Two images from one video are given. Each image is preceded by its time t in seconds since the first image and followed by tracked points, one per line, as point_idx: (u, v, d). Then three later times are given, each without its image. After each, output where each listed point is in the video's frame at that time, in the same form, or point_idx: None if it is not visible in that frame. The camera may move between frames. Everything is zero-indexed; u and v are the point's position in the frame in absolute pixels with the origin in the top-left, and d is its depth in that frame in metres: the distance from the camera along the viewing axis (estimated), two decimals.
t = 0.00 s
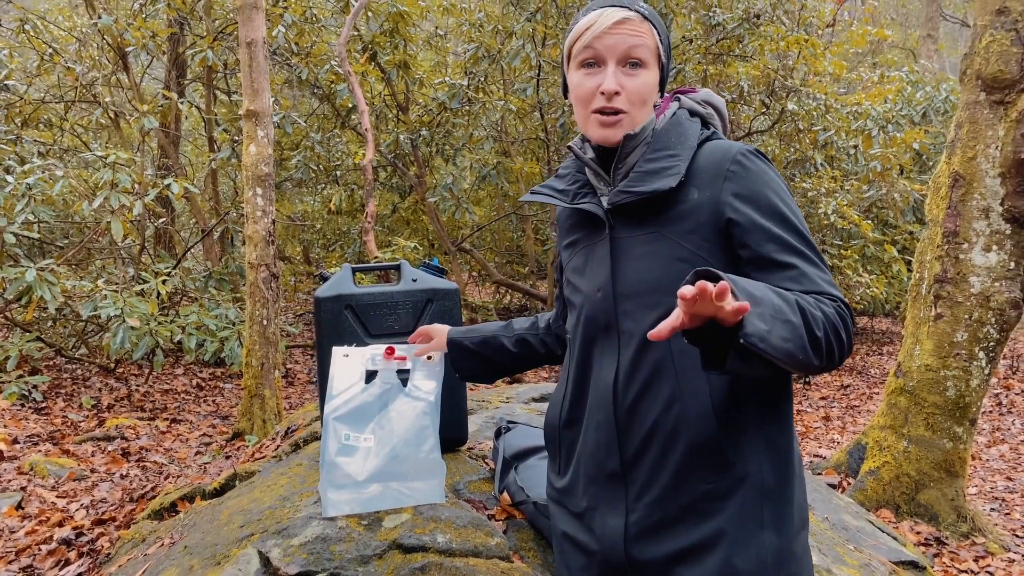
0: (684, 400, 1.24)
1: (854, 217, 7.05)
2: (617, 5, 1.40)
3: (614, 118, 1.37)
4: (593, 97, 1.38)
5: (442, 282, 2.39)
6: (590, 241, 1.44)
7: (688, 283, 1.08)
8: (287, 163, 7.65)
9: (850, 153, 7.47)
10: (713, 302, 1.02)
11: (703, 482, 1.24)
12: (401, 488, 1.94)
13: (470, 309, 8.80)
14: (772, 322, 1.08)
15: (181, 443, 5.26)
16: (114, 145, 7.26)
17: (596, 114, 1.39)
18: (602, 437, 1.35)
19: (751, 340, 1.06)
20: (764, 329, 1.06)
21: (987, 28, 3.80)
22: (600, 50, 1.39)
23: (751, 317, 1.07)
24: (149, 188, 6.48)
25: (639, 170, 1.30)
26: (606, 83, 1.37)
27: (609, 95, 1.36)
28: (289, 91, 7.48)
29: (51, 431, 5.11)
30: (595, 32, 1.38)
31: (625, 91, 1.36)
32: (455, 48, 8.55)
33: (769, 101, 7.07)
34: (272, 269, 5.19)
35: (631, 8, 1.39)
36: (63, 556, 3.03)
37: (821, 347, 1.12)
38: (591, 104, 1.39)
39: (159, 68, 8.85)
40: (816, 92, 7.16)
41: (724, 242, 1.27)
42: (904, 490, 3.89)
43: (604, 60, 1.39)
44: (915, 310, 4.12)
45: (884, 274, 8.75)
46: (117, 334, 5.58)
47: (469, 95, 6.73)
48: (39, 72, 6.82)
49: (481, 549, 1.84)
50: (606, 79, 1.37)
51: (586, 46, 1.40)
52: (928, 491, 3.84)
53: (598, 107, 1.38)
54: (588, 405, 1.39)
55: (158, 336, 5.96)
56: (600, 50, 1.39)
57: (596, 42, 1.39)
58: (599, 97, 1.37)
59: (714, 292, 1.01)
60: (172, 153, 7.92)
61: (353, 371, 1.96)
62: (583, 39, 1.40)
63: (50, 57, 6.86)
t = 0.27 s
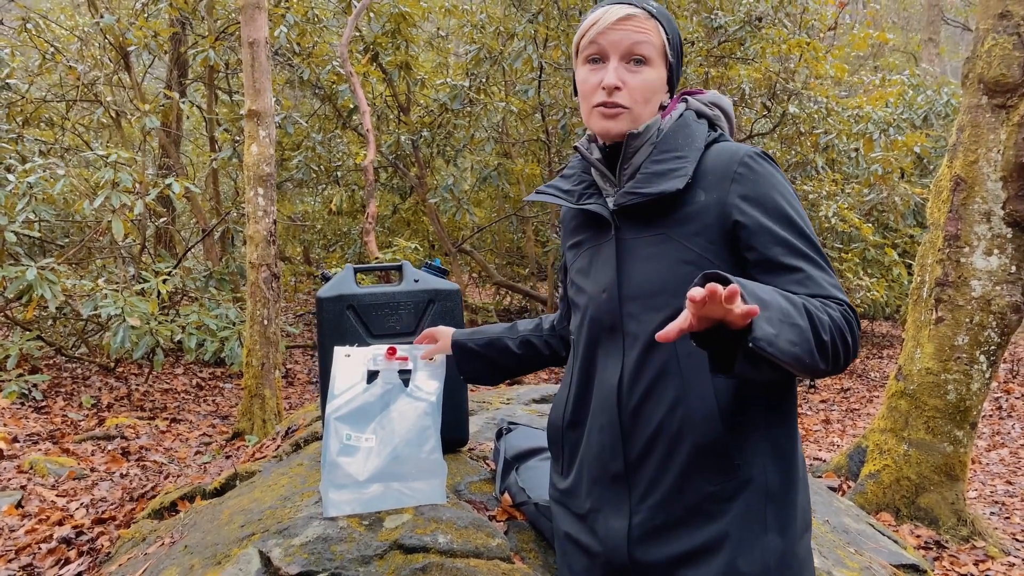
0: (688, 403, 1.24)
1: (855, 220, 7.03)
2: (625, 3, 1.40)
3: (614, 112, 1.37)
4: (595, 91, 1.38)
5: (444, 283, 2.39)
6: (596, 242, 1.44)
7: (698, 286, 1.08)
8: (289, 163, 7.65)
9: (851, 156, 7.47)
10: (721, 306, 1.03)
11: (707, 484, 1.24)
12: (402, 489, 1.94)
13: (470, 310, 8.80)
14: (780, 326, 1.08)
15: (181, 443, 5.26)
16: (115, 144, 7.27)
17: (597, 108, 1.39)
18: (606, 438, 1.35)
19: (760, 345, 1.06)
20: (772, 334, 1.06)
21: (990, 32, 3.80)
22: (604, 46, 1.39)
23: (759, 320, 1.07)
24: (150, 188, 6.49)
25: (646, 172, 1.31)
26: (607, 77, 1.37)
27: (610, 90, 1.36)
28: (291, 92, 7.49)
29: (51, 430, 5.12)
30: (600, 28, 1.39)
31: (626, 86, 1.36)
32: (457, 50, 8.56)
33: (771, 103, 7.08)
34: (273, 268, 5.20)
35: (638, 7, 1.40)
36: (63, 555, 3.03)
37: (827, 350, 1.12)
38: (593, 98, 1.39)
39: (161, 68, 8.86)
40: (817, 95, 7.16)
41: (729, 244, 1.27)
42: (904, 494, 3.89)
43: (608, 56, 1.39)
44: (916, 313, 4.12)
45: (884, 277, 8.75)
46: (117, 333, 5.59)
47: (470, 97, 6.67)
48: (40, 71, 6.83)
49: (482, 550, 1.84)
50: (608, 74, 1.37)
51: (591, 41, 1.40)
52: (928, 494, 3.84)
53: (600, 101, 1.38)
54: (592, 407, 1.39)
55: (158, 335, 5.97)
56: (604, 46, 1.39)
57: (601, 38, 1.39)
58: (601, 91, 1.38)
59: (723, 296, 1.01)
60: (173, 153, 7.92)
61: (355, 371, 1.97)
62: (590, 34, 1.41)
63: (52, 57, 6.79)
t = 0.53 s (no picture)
0: (689, 403, 1.24)
1: (855, 222, 7.03)
2: (633, 7, 1.39)
3: (616, 120, 1.38)
4: (597, 97, 1.39)
5: (443, 283, 2.40)
6: (597, 242, 1.44)
7: (696, 287, 1.09)
8: (289, 163, 7.66)
9: (851, 158, 7.48)
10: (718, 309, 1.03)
11: (707, 485, 1.24)
12: (401, 489, 1.94)
13: (470, 311, 8.80)
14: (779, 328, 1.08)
15: (180, 442, 5.26)
16: (115, 144, 7.28)
17: (599, 114, 1.40)
18: (606, 438, 1.35)
19: (758, 347, 1.06)
20: (770, 337, 1.07)
21: (990, 35, 3.81)
22: (609, 51, 1.39)
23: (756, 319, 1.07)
24: (150, 187, 6.49)
25: (648, 173, 1.31)
26: (610, 84, 1.37)
27: (612, 97, 1.37)
28: (291, 92, 7.50)
29: (50, 429, 5.12)
30: (606, 34, 1.38)
31: (628, 94, 1.36)
32: (457, 50, 8.56)
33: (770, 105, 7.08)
34: (273, 268, 5.21)
35: (645, 12, 1.39)
36: (61, 555, 3.03)
37: (827, 352, 1.12)
38: (596, 104, 1.39)
39: (161, 67, 8.86)
40: (817, 97, 7.17)
41: (730, 245, 1.27)
42: (903, 496, 3.89)
43: (612, 62, 1.39)
44: (915, 315, 4.12)
45: (884, 279, 8.75)
46: (116, 332, 5.59)
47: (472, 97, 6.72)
48: (41, 70, 6.83)
49: (480, 551, 1.84)
50: (612, 80, 1.38)
51: (597, 46, 1.40)
52: (927, 496, 3.84)
53: (602, 107, 1.38)
54: (592, 407, 1.39)
55: (158, 335, 5.96)
56: (608, 52, 1.39)
57: (607, 43, 1.39)
58: (603, 97, 1.38)
59: (720, 299, 1.01)
60: (174, 153, 7.92)
61: (354, 372, 1.96)
62: (595, 39, 1.41)
63: (53, 56, 6.81)
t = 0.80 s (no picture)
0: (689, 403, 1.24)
1: (855, 223, 7.02)
2: (633, 6, 1.40)
3: (619, 119, 1.38)
4: (599, 96, 1.39)
5: (442, 283, 2.40)
6: (598, 242, 1.44)
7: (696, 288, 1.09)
8: (289, 163, 7.66)
9: (850, 158, 7.48)
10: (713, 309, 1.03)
11: (707, 484, 1.24)
12: (400, 490, 1.94)
13: (469, 311, 8.80)
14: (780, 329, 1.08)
15: (179, 442, 5.25)
16: (115, 143, 7.28)
17: (602, 113, 1.40)
18: (606, 437, 1.35)
19: (757, 347, 1.06)
20: (770, 336, 1.07)
21: (989, 36, 3.81)
22: (611, 49, 1.39)
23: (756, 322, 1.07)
24: (150, 186, 6.48)
25: (650, 173, 1.31)
26: (613, 82, 1.37)
27: (614, 95, 1.37)
28: (291, 91, 7.50)
29: (49, 429, 5.11)
30: (607, 32, 1.39)
31: (631, 91, 1.37)
32: (457, 50, 8.56)
33: (771, 105, 7.08)
34: (272, 268, 5.21)
35: (646, 11, 1.39)
36: (60, 554, 3.03)
37: (827, 353, 1.12)
38: (598, 103, 1.40)
39: (161, 67, 8.86)
40: (817, 98, 7.17)
41: (731, 246, 1.27)
42: (902, 497, 3.89)
43: (614, 60, 1.39)
44: (914, 316, 4.12)
45: (883, 280, 8.75)
46: (116, 332, 5.59)
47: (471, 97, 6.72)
48: (41, 69, 6.83)
49: (479, 551, 1.84)
50: (614, 79, 1.38)
51: (598, 44, 1.40)
52: (926, 497, 3.84)
53: (604, 107, 1.39)
54: (592, 407, 1.39)
55: (157, 335, 5.96)
56: (610, 50, 1.39)
57: (608, 42, 1.39)
58: (606, 97, 1.38)
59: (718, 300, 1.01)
60: (174, 152, 7.92)
61: (352, 372, 1.96)
62: (596, 38, 1.41)
63: (53, 55, 6.81)
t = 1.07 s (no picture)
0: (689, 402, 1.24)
1: (854, 222, 7.01)
2: None
3: (621, 105, 1.37)
4: (604, 82, 1.38)
5: (442, 283, 2.39)
6: (598, 242, 1.44)
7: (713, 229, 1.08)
8: (288, 162, 7.65)
9: (850, 158, 7.47)
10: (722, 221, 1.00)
11: (707, 484, 1.23)
12: (400, 490, 1.94)
13: (469, 310, 8.80)
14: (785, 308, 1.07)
15: (178, 441, 5.25)
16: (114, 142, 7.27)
17: (604, 100, 1.39)
18: (606, 436, 1.34)
19: (764, 314, 1.05)
20: (777, 308, 1.06)
21: (989, 35, 3.81)
22: (617, 38, 1.39)
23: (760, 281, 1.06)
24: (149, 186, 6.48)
25: (648, 172, 1.30)
26: (616, 69, 1.37)
27: (619, 81, 1.36)
28: (291, 91, 7.50)
29: (48, 428, 5.11)
30: (614, 21, 1.39)
31: (635, 79, 1.36)
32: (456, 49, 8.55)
33: (770, 105, 7.08)
34: (271, 267, 5.20)
35: (653, 5, 1.40)
36: (59, 554, 3.03)
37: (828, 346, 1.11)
38: (600, 89, 1.39)
39: (160, 66, 8.86)
40: (817, 97, 7.17)
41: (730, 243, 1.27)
42: (902, 496, 3.88)
43: (620, 48, 1.39)
44: (914, 315, 4.12)
45: (883, 279, 8.75)
46: (115, 331, 5.58)
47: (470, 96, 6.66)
48: (40, 68, 6.82)
49: (478, 551, 1.83)
50: (618, 66, 1.37)
51: (605, 33, 1.40)
52: (926, 497, 3.84)
53: (606, 93, 1.38)
54: (592, 406, 1.39)
55: (157, 334, 5.95)
56: (616, 39, 1.39)
57: (614, 30, 1.39)
58: (608, 83, 1.38)
59: (730, 212, 0.98)
60: (173, 151, 7.91)
61: (351, 371, 1.97)
62: (603, 27, 1.41)
63: (52, 54, 6.80)
